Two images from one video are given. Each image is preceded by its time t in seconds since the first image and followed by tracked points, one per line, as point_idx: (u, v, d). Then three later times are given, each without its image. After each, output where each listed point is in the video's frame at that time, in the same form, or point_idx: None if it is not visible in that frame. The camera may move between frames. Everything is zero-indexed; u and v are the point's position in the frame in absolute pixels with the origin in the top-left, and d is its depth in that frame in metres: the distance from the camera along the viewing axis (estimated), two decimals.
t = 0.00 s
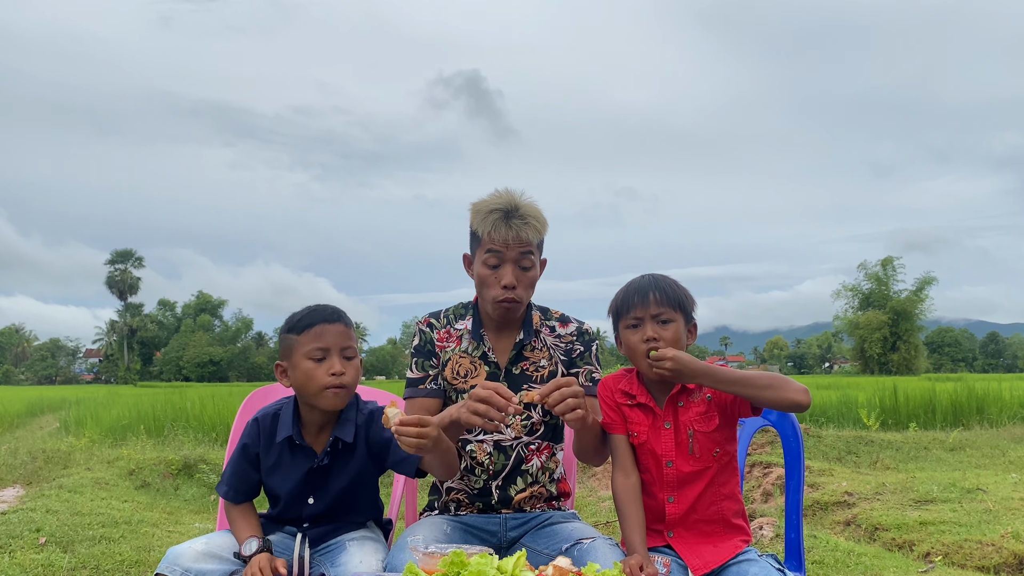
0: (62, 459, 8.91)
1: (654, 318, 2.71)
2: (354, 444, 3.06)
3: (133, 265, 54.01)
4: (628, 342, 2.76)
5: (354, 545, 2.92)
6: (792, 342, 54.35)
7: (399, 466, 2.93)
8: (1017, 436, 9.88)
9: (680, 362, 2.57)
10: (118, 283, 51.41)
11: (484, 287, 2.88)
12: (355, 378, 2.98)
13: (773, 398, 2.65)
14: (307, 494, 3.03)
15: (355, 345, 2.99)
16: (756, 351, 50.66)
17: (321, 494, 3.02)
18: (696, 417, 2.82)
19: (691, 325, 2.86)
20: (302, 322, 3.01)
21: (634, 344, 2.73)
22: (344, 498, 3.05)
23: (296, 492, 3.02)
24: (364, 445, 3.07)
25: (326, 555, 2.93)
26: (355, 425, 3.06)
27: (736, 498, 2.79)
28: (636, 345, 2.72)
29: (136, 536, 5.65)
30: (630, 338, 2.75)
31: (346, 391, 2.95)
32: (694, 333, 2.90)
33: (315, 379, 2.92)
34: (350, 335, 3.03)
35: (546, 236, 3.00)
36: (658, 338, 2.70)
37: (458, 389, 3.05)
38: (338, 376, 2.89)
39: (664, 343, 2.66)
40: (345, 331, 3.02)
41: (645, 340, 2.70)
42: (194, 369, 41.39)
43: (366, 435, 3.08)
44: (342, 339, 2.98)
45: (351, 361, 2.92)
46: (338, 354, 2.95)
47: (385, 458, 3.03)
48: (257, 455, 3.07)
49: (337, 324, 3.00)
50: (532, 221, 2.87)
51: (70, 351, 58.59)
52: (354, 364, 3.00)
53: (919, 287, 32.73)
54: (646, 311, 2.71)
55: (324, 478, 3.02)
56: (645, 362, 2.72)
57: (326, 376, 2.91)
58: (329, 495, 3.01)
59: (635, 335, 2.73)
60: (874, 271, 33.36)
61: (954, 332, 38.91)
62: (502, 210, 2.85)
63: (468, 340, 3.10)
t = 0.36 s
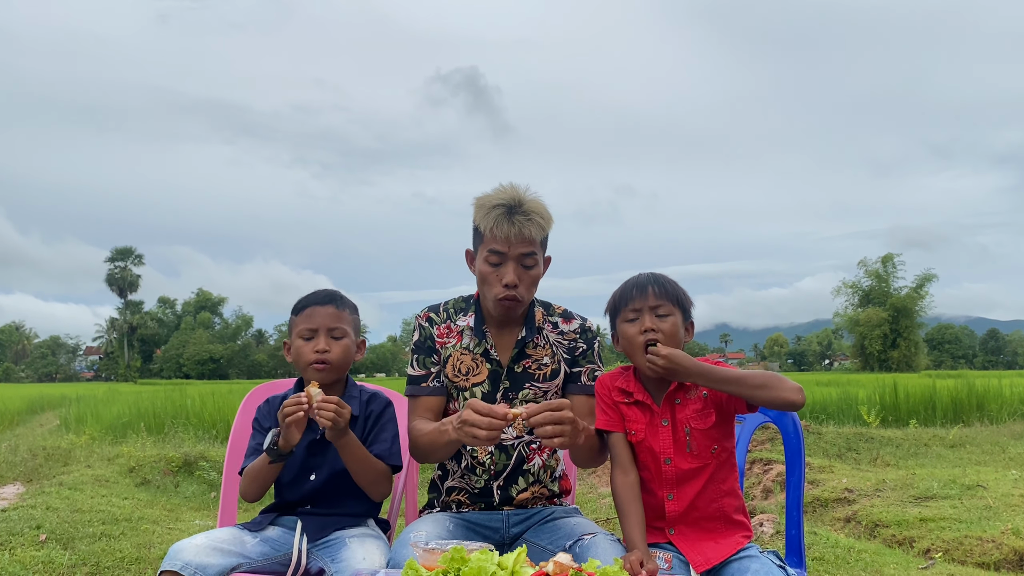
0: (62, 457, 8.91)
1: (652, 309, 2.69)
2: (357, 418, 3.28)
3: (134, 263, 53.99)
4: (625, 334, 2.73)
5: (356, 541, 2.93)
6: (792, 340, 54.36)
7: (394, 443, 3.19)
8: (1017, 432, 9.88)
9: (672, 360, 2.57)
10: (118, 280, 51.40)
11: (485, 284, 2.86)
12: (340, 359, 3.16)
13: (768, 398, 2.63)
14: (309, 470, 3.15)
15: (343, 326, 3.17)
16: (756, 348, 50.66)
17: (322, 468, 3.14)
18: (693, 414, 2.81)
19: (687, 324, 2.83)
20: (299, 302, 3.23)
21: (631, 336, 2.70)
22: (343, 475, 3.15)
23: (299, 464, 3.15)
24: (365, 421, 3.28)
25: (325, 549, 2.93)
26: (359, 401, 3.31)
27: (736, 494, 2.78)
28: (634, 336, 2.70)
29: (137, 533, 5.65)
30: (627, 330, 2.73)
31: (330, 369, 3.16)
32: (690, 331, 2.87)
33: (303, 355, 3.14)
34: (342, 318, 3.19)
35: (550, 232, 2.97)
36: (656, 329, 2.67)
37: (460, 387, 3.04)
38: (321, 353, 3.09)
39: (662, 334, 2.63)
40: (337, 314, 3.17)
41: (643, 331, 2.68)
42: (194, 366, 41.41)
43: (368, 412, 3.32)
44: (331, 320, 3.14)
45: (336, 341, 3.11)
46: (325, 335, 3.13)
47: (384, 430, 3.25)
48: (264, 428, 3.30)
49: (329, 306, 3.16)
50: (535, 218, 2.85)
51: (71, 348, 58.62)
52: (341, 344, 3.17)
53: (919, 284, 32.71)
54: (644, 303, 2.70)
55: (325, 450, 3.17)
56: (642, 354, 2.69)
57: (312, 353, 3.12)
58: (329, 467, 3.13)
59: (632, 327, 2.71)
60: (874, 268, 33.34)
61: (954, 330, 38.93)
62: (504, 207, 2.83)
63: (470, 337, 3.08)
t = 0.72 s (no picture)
0: (63, 452, 8.91)
1: (640, 326, 2.66)
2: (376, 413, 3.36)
3: (134, 258, 53.99)
4: (617, 350, 2.74)
5: (357, 535, 2.92)
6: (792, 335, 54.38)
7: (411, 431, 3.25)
8: (1017, 427, 9.89)
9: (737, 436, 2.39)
10: (118, 276, 51.38)
11: (482, 289, 2.84)
12: (363, 358, 3.22)
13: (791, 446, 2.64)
14: (324, 460, 3.22)
15: (368, 326, 3.22)
16: (756, 343, 50.67)
17: (337, 458, 3.21)
18: (690, 415, 2.75)
19: (684, 325, 2.77)
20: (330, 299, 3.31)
21: (622, 353, 2.70)
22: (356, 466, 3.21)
23: (316, 451, 3.23)
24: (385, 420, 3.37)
25: (325, 542, 2.93)
26: (382, 400, 3.41)
27: (733, 492, 2.77)
28: (624, 353, 2.70)
29: (137, 527, 5.65)
30: (618, 346, 2.73)
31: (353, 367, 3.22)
32: (688, 331, 2.80)
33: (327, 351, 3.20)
34: (369, 318, 3.24)
35: (550, 233, 2.94)
36: (645, 348, 2.65)
37: (458, 389, 3.06)
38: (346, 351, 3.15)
39: (650, 355, 2.62)
40: (364, 314, 3.23)
41: (632, 351, 2.67)
42: (194, 361, 41.44)
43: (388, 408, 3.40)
44: (357, 319, 3.20)
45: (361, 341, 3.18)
46: (350, 333, 3.19)
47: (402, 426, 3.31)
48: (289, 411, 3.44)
49: (356, 305, 3.23)
50: (531, 218, 2.83)
51: (71, 344, 58.64)
52: (366, 343, 3.23)
53: (920, 279, 32.70)
54: (631, 319, 2.67)
55: (343, 442, 3.25)
56: (634, 369, 2.71)
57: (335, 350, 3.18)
58: (344, 457, 3.21)
59: (623, 344, 2.70)
60: (875, 263, 33.31)
61: (954, 324, 38.93)
62: (499, 209, 2.82)
63: (468, 338, 3.07)
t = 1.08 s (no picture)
0: (61, 446, 8.91)
1: (640, 316, 2.67)
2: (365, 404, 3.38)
3: (133, 253, 53.93)
4: (620, 339, 2.76)
5: (356, 528, 2.92)
6: (791, 331, 54.43)
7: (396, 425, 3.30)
8: (1015, 422, 9.91)
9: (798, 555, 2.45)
10: (116, 270, 51.30)
11: (479, 292, 2.83)
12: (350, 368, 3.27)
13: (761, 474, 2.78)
14: (318, 453, 3.21)
15: (354, 341, 3.24)
16: (755, 339, 50.73)
17: (331, 450, 3.20)
18: (701, 413, 2.74)
19: (687, 316, 2.76)
20: (316, 306, 3.27)
21: (624, 343, 2.72)
22: (350, 460, 3.19)
23: (310, 444, 3.22)
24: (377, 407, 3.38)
25: (325, 535, 2.91)
26: (370, 390, 3.42)
27: (734, 489, 2.77)
28: (625, 344, 2.71)
29: (136, 521, 5.66)
30: (621, 336, 2.74)
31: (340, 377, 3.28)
32: (692, 323, 2.79)
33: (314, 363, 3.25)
34: (356, 328, 3.25)
35: (550, 236, 2.89)
36: (645, 338, 2.66)
37: (466, 396, 3.00)
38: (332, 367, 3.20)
39: (650, 344, 2.63)
40: (351, 326, 3.23)
41: (632, 341, 2.68)
42: (193, 356, 41.47)
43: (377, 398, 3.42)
44: (344, 332, 3.21)
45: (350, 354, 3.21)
46: (338, 346, 3.22)
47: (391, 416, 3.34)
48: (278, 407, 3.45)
49: (343, 317, 3.22)
50: (529, 222, 2.77)
51: (70, 338, 58.59)
52: (353, 355, 3.27)
53: (918, 274, 32.70)
54: (631, 310, 2.68)
55: (336, 433, 3.25)
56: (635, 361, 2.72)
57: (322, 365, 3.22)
58: (338, 447, 3.20)
59: (625, 335, 2.72)
60: (874, 259, 33.32)
61: (952, 320, 38.98)
62: (498, 212, 2.79)
63: (473, 343, 3.02)
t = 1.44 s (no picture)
0: (59, 441, 8.89)
1: (645, 311, 2.66)
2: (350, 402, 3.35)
3: (130, 249, 53.82)
4: (625, 333, 2.75)
5: (353, 523, 2.91)
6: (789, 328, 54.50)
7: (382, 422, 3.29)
8: (1012, 419, 9.92)
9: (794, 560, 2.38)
10: (114, 266, 51.19)
11: (483, 282, 2.82)
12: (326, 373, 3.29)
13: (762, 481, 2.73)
14: (308, 453, 3.19)
15: (326, 347, 3.23)
16: (753, 336, 50.77)
17: (321, 450, 3.18)
18: (702, 412, 2.73)
19: (693, 314, 2.73)
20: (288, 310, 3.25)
21: (628, 338, 2.71)
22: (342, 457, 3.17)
23: (300, 444, 3.21)
24: (361, 406, 3.36)
25: (322, 531, 2.91)
26: (354, 388, 3.39)
27: (734, 488, 2.76)
28: (629, 338, 2.71)
29: (134, 517, 5.65)
30: (625, 330, 2.74)
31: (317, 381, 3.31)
32: (698, 321, 2.77)
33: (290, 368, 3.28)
34: (327, 334, 3.23)
35: (553, 227, 2.88)
36: (648, 333, 2.64)
37: (468, 383, 2.98)
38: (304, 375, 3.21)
39: (652, 339, 2.61)
40: (322, 332, 3.22)
41: (636, 335, 2.67)
42: (190, 352, 41.43)
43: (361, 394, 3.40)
44: (314, 340, 3.20)
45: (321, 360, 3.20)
46: (310, 353, 3.22)
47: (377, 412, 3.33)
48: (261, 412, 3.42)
49: (313, 325, 3.20)
50: (534, 213, 2.77)
51: (68, 334, 58.48)
52: (327, 360, 3.27)
53: (916, 271, 32.74)
54: (636, 304, 2.68)
55: (322, 433, 3.22)
56: (639, 356, 2.71)
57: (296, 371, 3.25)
58: (327, 448, 3.18)
59: (629, 329, 2.71)
60: (872, 256, 33.36)
61: (949, 317, 39.05)
62: (504, 203, 2.77)
63: (475, 332, 2.99)
